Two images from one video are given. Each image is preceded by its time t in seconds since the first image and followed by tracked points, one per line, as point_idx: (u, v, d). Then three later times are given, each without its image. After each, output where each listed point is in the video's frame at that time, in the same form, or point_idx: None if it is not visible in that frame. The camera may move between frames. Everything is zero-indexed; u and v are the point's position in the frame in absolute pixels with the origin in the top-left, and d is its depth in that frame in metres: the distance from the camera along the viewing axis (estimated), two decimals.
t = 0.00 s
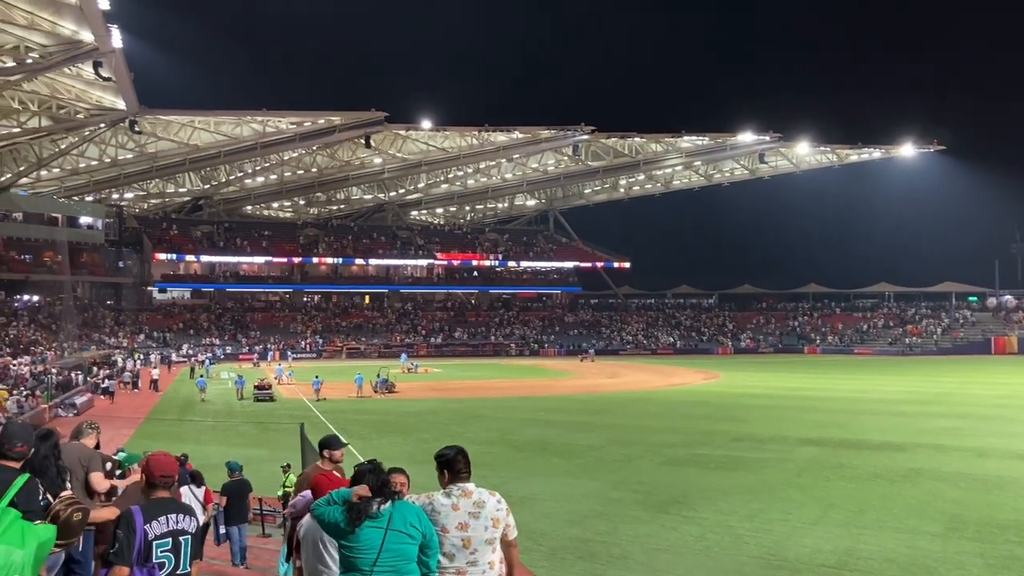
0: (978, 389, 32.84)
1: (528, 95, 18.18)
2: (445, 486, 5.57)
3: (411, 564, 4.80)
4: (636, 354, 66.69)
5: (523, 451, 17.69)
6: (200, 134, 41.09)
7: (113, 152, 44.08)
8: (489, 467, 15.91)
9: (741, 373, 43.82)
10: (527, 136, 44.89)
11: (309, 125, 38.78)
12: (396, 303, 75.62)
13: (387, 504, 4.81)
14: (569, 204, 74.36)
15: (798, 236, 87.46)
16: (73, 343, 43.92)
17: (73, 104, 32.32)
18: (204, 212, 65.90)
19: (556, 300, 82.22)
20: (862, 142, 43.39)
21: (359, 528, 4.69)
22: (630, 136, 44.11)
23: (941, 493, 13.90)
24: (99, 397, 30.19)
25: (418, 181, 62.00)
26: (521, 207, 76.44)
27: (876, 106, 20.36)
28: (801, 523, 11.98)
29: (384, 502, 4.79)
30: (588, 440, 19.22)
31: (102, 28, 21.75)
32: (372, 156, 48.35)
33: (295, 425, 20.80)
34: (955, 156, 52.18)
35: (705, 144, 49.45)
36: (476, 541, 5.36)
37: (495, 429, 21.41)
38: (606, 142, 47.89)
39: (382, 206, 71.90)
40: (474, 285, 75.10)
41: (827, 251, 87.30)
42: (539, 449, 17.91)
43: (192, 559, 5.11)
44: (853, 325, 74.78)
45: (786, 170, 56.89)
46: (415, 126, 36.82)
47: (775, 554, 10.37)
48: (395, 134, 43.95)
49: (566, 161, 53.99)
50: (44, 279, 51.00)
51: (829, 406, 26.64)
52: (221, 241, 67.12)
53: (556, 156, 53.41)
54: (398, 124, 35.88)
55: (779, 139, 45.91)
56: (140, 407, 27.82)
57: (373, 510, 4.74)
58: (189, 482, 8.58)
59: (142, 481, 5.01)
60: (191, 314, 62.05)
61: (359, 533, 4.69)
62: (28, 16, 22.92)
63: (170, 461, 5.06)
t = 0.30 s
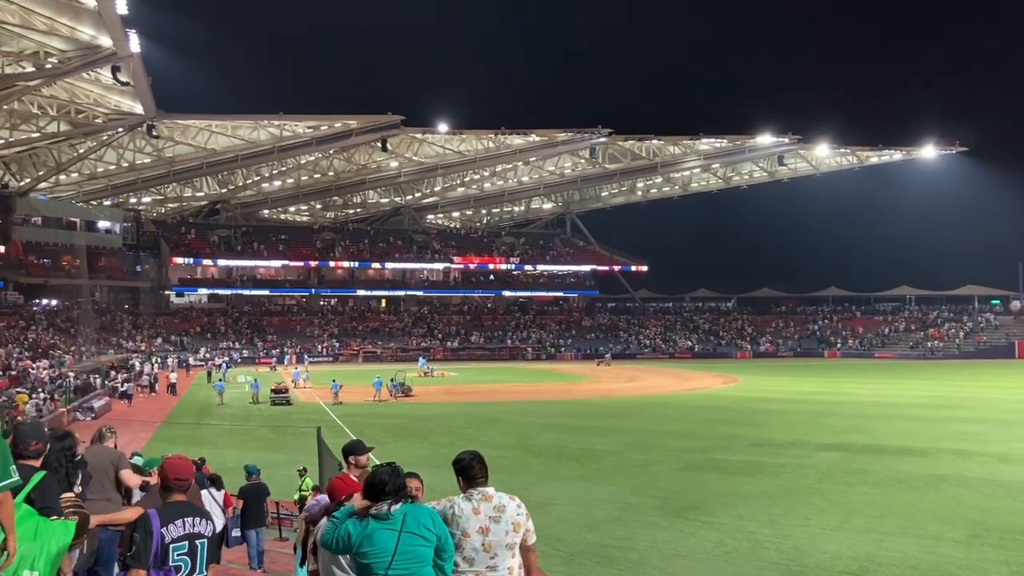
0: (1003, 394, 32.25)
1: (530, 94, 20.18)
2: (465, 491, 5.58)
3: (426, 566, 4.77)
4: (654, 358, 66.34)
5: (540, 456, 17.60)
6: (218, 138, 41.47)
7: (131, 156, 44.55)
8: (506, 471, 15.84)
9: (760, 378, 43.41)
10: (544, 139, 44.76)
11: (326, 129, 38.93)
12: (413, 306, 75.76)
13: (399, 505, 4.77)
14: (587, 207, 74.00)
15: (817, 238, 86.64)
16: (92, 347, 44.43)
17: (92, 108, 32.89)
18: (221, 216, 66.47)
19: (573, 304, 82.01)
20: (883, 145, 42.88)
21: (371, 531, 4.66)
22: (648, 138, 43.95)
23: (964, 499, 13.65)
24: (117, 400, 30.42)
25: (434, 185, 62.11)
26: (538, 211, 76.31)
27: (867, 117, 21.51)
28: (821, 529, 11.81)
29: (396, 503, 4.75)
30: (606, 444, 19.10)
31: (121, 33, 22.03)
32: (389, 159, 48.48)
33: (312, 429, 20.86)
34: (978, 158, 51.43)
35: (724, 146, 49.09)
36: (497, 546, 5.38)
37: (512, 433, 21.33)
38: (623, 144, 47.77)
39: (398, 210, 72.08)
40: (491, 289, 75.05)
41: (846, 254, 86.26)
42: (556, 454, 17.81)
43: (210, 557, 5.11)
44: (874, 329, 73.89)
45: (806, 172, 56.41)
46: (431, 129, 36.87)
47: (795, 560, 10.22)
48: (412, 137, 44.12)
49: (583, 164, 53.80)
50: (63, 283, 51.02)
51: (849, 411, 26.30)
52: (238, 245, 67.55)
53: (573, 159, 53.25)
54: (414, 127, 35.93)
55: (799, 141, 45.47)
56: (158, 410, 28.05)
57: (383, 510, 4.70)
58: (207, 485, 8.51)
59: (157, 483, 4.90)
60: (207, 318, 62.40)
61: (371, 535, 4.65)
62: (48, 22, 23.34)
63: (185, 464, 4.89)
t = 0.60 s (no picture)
0: None
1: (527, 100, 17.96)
2: (482, 496, 5.53)
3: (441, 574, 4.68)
4: (674, 362, 65.92)
5: (558, 461, 17.45)
6: (232, 141, 41.70)
7: (146, 159, 44.93)
8: (524, 476, 15.71)
9: (781, 381, 42.91)
10: (561, 140, 44.57)
11: (341, 131, 39.04)
12: (428, 309, 75.87)
13: (411, 511, 4.69)
14: (604, 208, 73.58)
15: (838, 240, 85.67)
16: (107, 351, 44.82)
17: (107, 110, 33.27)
18: (236, 218, 66.96)
19: (590, 307, 81.70)
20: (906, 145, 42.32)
21: (384, 539, 4.57)
22: (666, 139, 43.63)
23: (992, 506, 13.33)
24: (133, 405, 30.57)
25: (450, 187, 62.21)
26: (555, 213, 76.12)
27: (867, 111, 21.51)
28: (844, 535, 11.58)
29: (408, 509, 4.66)
30: (624, 449, 18.89)
31: (135, 36, 22.16)
32: (404, 161, 48.59)
33: (328, 433, 20.85)
34: (1004, 158, 50.58)
35: (744, 147, 48.62)
36: (515, 552, 5.31)
37: (529, 438, 21.19)
38: (642, 145, 47.51)
39: (414, 212, 72.28)
40: (508, 292, 74.90)
41: (871, 256, 84.68)
42: (573, 459, 17.67)
43: (222, 565, 5.03)
44: (898, 332, 72.85)
45: (828, 172, 55.82)
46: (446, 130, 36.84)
47: (817, 567, 10.02)
48: (428, 138, 44.11)
49: (601, 165, 53.54)
50: (77, 286, 51.95)
51: (873, 416, 25.87)
52: (253, 247, 67.95)
53: (590, 160, 53.03)
54: (430, 128, 35.95)
55: (821, 142, 44.96)
56: (173, 414, 28.15)
57: (394, 518, 4.62)
58: (223, 490, 8.43)
59: (168, 488, 4.88)
60: (222, 321, 62.68)
61: (384, 543, 4.56)
62: (64, 25, 23.84)
63: (195, 469, 4.87)
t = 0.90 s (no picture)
0: None
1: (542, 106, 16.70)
2: (499, 503, 5.43)
3: None
4: (692, 365, 65.43)
5: (575, 466, 17.24)
6: (246, 142, 41.93)
7: (159, 161, 45.24)
8: (541, 482, 15.56)
9: (802, 385, 42.38)
10: (578, 140, 44.37)
11: (355, 132, 39.13)
12: (443, 312, 75.87)
13: (425, 517, 4.57)
14: (621, 210, 73.17)
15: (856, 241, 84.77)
16: (121, 354, 45.22)
17: (120, 113, 33.52)
18: (250, 220, 67.37)
19: (607, 309, 81.29)
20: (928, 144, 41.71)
21: (396, 545, 4.47)
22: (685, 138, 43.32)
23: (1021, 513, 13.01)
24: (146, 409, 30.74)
25: (465, 189, 62.23)
26: (571, 214, 75.86)
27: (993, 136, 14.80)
28: (868, 542, 11.35)
29: (422, 516, 4.55)
30: (642, 454, 18.67)
31: (148, 36, 22.10)
32: (418, 162, 48.65)
33: (342, 437, 20.83)
34: None
35: (763, 146, 48.15)
36: (532, 560, 5.19)
37: (546, 442, 21.04)
38: (660, 144, 47.23)
39: (429, 214, 72.41)
40: (524, 294, 74.69)
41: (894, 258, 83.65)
42: (591, 464, 17.51)
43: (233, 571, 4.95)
44: (922, 334, 71.82)
45: (850, 172, 55.29)
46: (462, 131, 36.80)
47: None
48: (443, 139, 44.14)
49: (617, 165, 53.24)
50: (90, 289, 52.55)
51: (897, 420, 25.44)
52: (267, 250, 68.31)
53: (607, 160, 52.79)
54: (445, 129, 35.93)
55: (842, 141, 44.44)
56: (186, 418, 28.16)
57: (408, 523, 4.51)
58: (236, 495, 8.42)
59: (177, 495, 4.86)
60: (237, 324, 62.90)
61: (397, 549, 4.47)
62: (76, 26, 24.03)
63: (204, 474, 4.83)
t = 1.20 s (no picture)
0: None
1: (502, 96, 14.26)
2: (514, 507, 5.35)
3: None
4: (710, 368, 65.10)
5: (591, 470, 17.12)
6: (259, 144, 42.22)
7: (171, 163, 45.53)
8: (557, 486, 15.43)
9: (821, 389, 41.91)
10: (593, 140, 44.24)
11: (369, 134, 39.20)
12: (457, 314, 75.88)
13: (439, 521, 4.49)
14: (636, 211, 72.87)
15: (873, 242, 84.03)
16: (134, 356, 45.58)
17: (133, 115, 33.81)
18: (264, 222, 67.79)
19: (622, 311, 81.04)
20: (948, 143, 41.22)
21: (410, 548, 4.40)
22: (701, 139, 43.07)
23: None
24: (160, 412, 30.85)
25: (479, 190, 62.29)
26: (586, 216, 75.65)
27: None
28: (889, 548, 11.14)
29: (436, 519, 4.47)
30: (659, 458, 18.51)
31: (165, 38, 22.28)
32: (432, 163, 48.73)
33: (356, 441, 20.80)
34: None
35: (782, 145, 47.79)
36: (548, 564, 5.11)
37: (562, 447, 20.91)
38: (676, 144, 46.98)
39: (443, 215, 72.57)
40: (538, 296, 74.55)
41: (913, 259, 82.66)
42: (607, 468, 17.37)
43: None
44: (943, 337, 71.02)
45: (869, 171, 54.90)
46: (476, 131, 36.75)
47: None
48: (457, 140, 44.19)
49: (633, 165, 53.06)
50: (104, 292, 52.78)
51: (919, 424, 25.04)
52: (281, 252, 68.68)
53: (623, 160, 52.65)
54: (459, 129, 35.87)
55: (861, 141, 44.04)
56: (199, 422, 28.25)
57: (422, 527, 4.44)
58: (251, 499, 8.40)
59: (187, 499, 4.86)
60: (250, 327, 63.08)
61: (411, 553, 4.39)
62: (90, 28, 24.28)
63: (213, 478, 4.87)
